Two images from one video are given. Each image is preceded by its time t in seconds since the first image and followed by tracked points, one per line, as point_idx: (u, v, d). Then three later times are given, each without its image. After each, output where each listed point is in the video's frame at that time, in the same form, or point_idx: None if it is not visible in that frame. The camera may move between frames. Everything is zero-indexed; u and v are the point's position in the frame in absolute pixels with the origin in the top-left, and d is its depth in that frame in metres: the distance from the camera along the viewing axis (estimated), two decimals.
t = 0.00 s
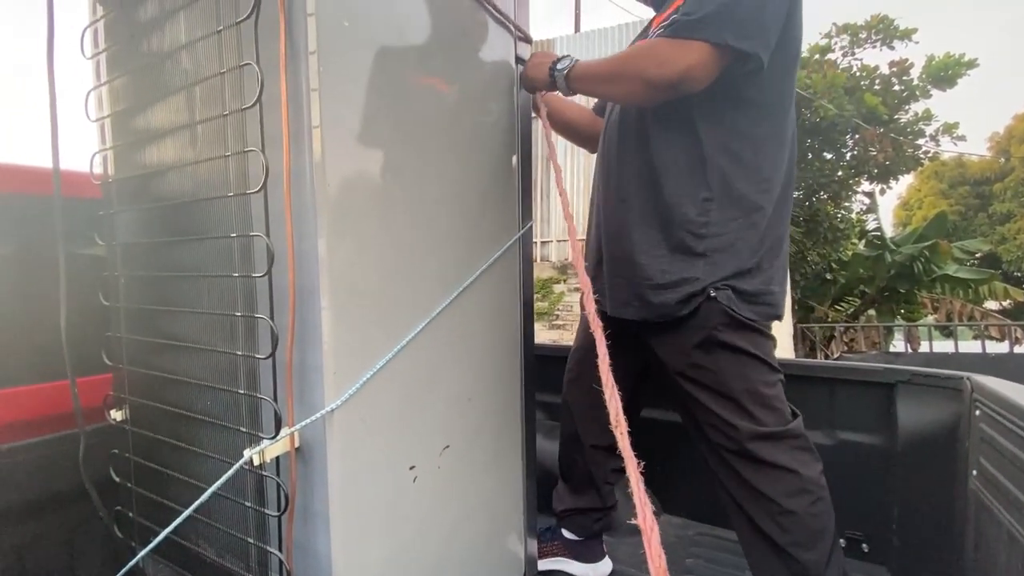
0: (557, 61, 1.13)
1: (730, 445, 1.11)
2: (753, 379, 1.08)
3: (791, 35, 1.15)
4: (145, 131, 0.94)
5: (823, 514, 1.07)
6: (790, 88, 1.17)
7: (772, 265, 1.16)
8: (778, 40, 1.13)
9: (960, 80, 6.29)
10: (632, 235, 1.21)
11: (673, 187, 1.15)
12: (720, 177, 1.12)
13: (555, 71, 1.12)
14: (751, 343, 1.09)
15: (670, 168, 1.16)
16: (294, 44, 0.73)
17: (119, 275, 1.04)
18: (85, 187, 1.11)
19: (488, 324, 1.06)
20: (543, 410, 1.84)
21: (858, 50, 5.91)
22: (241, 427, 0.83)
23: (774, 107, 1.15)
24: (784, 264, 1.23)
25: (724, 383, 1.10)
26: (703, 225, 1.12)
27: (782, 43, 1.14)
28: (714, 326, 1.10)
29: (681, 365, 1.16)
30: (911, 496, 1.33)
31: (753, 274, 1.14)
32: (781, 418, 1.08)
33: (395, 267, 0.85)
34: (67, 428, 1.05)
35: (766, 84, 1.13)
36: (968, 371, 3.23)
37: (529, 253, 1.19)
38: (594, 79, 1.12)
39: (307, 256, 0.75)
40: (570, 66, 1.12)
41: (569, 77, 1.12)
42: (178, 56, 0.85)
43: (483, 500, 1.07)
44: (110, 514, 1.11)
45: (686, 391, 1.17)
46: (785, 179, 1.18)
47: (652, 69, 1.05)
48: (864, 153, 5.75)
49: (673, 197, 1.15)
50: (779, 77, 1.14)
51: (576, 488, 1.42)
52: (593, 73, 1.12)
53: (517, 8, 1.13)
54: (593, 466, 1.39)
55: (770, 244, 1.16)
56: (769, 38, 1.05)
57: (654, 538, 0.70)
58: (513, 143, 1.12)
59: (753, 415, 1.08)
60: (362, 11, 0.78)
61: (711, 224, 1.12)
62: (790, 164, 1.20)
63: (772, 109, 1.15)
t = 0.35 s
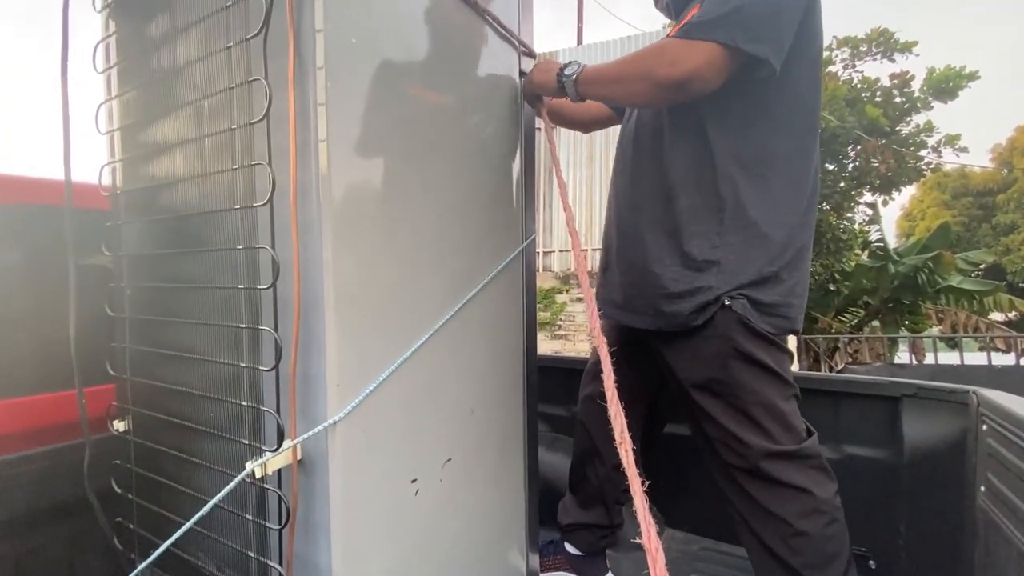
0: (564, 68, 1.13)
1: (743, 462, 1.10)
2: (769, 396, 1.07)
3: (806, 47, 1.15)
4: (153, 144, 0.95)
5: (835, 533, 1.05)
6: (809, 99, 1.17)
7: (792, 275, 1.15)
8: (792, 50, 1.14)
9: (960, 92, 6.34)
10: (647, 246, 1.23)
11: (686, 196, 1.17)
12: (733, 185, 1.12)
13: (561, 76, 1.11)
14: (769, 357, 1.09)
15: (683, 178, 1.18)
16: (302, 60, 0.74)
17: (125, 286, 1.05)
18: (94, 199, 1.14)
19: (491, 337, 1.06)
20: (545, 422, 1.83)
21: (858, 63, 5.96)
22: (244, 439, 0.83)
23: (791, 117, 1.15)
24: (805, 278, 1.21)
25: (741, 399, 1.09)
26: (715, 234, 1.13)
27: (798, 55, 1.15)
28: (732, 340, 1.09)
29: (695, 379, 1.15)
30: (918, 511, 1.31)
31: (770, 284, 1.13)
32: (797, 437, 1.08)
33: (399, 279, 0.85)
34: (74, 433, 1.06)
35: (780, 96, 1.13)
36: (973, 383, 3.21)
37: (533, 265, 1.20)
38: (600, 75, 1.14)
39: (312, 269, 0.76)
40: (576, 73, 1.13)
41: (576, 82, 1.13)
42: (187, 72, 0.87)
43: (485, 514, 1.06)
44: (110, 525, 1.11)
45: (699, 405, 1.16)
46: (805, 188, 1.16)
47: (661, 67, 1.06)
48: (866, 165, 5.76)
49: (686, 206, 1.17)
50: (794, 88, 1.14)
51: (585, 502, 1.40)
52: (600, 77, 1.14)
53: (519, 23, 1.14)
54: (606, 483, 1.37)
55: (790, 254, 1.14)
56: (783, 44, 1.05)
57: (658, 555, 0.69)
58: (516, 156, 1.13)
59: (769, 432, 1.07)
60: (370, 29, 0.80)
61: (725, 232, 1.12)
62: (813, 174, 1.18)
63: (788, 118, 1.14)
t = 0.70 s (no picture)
0: None
1: (741, 490, 1.09)
2: (761, 424, 1.08)
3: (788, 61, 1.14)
4: (168, 170, 0.98)
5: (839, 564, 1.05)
6: (789, 117, 1.18)
7: (782, 294, 1.15)
8: (773, 66, 1.13)
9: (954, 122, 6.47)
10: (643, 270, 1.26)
11: (675, 221, 1.19)
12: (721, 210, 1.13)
13: None
14: (762, 386, 1.09)
15: (671, 203, 1.20)
16: (316, 93, 0.78)
17: (133, 307, 1.07)
18: (108, 222, 1.16)
19: (494, 360, 1.07)
20: (545, 445, 1.82)
21: (853, 93, 6.10)
22: (249, 459, 0.84)
23: (772, 137, 1.16)
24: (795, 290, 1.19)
25: (734, 427, 1.09)
26: (704, 258, 1.14)
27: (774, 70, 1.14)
28: (722, 370, 1.10)
29: (691, 407, 1.16)
30: (922, 539, 1.30)
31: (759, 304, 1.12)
32: (790, 466, 1.07)
33: (404, 303, 0.87)
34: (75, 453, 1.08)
35: (759, 113, 1.15)
36: (977, 410, 3.19)
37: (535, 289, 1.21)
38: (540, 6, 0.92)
39: (320, 292, 0.78)
40: None
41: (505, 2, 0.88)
42: (204, 102, 0.90)
43: (486, 538, 1.05)
44: (108, 548, 1.10)
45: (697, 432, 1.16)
46: (789, 208, 1.18)
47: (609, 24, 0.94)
48: (863, 192, 5.84)
49: (675, 231, 1.19)
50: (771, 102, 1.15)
51: (589, 527, 1.40)
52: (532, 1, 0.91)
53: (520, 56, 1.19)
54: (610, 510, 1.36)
55: (777, 274, 1.15)
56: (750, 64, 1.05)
57: None
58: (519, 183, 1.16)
59: (763, 460, 1.07)
60: (381, 63, 0.83)
61: (711, 256, 1.14)
62: (797, 193, 1.20)
63: (767, 139, 1.16)
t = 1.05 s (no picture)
0: (464, 50, 0.93)
1: (713, 549, 1.06)
2: (723, 479, 1.07)
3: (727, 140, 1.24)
4: (164, 225, 1.00)
5: None
6: (734, 194, 1.26)
7: (727, 356, 1.15)
8: (713, 144, 1.22)
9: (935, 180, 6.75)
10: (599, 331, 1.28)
11: (629, 280, 1.22)
12: (670, 271, 1.18)
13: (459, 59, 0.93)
14: (717, 445, 1.08)
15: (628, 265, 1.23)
16: (312, 158, 0.81)
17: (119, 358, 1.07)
18: (100, 270, 1.18)
19: (478, 419, 1.06)
20: (534, 502, 1.77)
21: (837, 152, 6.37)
22: (224, 521, 0.82)
23: (718, 210, 1.23)
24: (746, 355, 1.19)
25: (695, 484, 1.08)
26: (655, 317, 1.16)
27: (713, 145, 1.22)
28: (679, 427, 1.09)
29: (655, 466, 1.14)
30: None
31: (704, 361, 1.13)
32: (756, 521, 1.06)
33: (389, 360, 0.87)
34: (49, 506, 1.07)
35: (704, 181, 1.22)
36: (975, 468, 3.15)
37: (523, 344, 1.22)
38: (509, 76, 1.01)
39: (305, 351, 0.78)
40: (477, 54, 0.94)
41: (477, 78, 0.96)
42: (204, 162, 0.93)
43: None
44: None
45: (660, 491, 1.14)
46: (736, 278, 1.23)
47: (563, 93, 1.03)
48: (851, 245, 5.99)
49: (628, 289, 1.22)
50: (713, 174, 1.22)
51: None
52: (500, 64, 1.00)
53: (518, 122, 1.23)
54: None
55: (728, 340, 1.17)
56: (682, 141, 1.13)
57: None
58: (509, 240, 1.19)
59: (727, 516, 1.05)
60: (376, 130, 0.87)
61: (657, 308, 1.17)
62: (745, 264, 1.25)
63: (711, 205, 1.22)
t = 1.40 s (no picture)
0: (472, 69, 0.95)
1: (720, 551, 1.04)
2: (728, 480, 1.06)
3: (719, 151, 1.27)
4: (166, 233, 1.00)
5: None
6: (727, 203, 1.29)
7: (729, 360, 1.16)
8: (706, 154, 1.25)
9: (933, 188, 6.80)
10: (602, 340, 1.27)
11: (630, 289, 1.22)
12: (671, 276, 1.18)
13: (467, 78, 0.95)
14: (719, 445, 1.08)
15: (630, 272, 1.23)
16: (315, 167, 0.81)
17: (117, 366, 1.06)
18: (100, 279, 1.19)
19: (479, 428, 1.06)
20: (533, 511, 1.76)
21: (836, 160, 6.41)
22: (222, 531, 0.81)
23: (714, 220, 1.25)
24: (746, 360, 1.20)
25: (700, 486, 1.07)
26: (659, 321, 1.16)
27: (707, 154, 1.25)
28: (686, 430, 1.09)
29: (658, 468, 1.14)
30: None
31: (707, 366, 1.13)
32: (761, 521, 1.05)
33: (390, 370, 0.87)
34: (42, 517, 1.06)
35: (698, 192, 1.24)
36: (978, 476, 3.14)
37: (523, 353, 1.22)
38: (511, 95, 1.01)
39: (305, 360, 0.78)
40: (484, 74, 0.96)
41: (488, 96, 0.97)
42: (207, 171, 0.94)
43: None
44: None
45: (668, 497, 1.13)
46: (736, 285, 1.24)
47: (566, 108, 1.05)
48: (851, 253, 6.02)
49: (631, 295, 1.21)
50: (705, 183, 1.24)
51: None
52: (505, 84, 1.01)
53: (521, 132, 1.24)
54: None
55: (730, 346, 1.17)
56: (679, 147, 1.15)
57: None
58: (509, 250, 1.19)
59: (734, 517, 1.04)
60: (379, 140, 0.87)
61: (658, 316, 1.17)
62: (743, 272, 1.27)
63: (705, 214, 1.24)
